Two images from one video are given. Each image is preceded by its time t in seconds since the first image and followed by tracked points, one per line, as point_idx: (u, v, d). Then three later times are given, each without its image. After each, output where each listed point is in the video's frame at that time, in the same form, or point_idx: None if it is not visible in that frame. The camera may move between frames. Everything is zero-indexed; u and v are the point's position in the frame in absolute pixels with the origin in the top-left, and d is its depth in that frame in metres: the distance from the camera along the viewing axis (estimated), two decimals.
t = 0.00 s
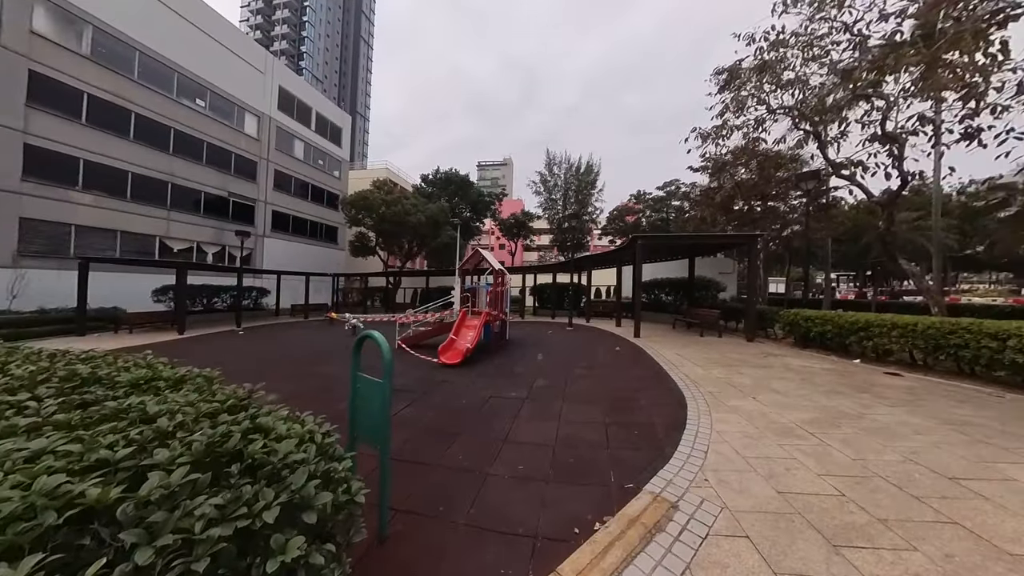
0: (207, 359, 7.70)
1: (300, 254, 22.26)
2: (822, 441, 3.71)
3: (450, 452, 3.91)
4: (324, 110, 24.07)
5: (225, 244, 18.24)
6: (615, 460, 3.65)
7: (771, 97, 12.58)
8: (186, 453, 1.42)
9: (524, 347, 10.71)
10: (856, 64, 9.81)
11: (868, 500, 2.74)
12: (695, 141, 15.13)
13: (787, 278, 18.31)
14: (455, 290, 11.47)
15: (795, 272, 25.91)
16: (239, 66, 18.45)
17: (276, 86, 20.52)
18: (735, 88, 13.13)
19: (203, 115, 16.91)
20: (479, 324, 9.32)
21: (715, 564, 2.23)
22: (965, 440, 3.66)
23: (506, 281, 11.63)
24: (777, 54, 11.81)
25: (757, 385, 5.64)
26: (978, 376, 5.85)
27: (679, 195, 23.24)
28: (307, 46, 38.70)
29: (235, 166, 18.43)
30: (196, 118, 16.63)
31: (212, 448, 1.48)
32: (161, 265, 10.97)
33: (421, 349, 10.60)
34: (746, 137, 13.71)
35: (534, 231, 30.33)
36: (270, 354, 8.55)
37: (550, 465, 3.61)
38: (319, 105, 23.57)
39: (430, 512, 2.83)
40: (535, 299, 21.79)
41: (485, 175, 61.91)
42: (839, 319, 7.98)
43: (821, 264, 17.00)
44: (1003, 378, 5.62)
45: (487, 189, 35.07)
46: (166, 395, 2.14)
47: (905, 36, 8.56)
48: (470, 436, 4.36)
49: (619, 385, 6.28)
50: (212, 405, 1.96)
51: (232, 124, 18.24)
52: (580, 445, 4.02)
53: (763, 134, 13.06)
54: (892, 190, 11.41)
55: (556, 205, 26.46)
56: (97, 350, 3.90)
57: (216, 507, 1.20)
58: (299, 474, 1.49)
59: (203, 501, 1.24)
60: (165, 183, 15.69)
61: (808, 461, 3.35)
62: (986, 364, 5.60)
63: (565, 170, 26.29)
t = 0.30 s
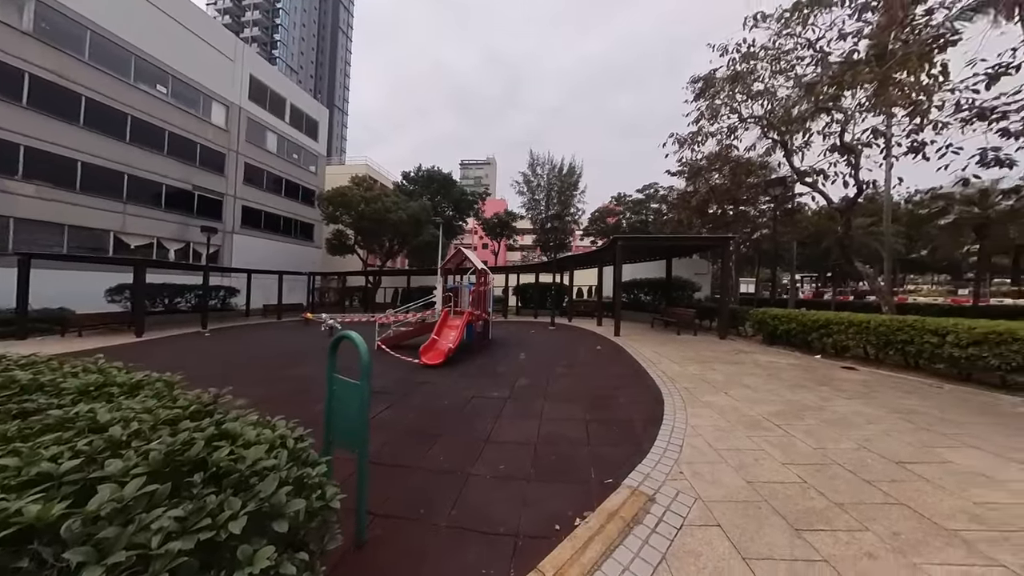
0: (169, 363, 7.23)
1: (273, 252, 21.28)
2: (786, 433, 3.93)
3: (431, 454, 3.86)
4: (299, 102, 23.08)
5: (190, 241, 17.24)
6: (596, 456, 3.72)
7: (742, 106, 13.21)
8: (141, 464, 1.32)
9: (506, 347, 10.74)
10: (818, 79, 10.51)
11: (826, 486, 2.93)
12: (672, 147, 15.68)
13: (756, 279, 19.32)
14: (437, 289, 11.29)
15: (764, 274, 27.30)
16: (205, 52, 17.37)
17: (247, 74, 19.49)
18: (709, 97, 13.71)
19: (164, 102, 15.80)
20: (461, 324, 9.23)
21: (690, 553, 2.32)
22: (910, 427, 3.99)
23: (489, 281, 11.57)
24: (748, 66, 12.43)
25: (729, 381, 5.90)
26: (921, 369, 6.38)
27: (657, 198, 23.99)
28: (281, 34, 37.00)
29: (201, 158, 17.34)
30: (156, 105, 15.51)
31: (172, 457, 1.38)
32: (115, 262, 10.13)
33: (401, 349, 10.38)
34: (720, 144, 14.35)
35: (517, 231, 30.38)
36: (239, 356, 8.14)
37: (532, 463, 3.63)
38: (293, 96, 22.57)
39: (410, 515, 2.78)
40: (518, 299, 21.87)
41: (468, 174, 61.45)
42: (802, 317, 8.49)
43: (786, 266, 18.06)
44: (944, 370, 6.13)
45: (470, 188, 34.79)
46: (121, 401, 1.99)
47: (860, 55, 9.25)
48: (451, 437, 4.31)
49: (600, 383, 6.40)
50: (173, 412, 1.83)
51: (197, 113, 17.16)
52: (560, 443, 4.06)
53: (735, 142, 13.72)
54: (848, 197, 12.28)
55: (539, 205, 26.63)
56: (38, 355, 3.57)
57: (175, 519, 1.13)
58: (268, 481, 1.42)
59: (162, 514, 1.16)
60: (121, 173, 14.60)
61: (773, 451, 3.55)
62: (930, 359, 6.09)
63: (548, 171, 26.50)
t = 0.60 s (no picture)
0: (90, 372, 6.35)
1: (224, 248, 19.54)
2: (739, 421, 4.24)
3: (399, 458, 3.73)
4: (254, 86, 21.35)
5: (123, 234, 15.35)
6: (567, 452, 3.79)
7: (702, 118, 14.10)
8: (51, 487, 1.15)
9: (479, 346, 10.65)
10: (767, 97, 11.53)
11: (774, 469, 3.19)
12: (639, 153, 16.41)
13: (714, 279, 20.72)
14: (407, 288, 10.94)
15: (720, 275, 29.34)
16: (143, 24, 15.63)
17: (193, 51, 17.71)
18: (673, 107, 14.49)
19: (88, 76, 13.96)
20: (432, 325, 9.00)
21: (654, 540, 2.43)
22: (841, 412, 4.46)
23: (461, 280, 11.39)
24: (707, 80, 13.30)
25: (689, 375, 6.27)
26: (849, 360, 7.16)
27: (625, 202, 24.96)
28: (234, 11, 33.98)
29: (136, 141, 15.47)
30: (78, 79, 13.65)
31: (92, 475, 1.21)
32: (25, 257, 8.81)
33: (368, 351, 9.93)
34: (682, 152, 15.24)
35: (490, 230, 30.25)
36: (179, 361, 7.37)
37: (503, 462, 3.64)
38: (247, 79, 20.82)
39: (377, 523, 2.67)
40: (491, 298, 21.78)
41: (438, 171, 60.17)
42: (752, 315, 9.23)
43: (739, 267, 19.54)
44: (867, 360, 6.91)
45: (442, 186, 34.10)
46: (27, 417, 1.71)
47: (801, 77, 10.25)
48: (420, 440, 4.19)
49: (570, 380, 6.53)
50: (97, 425, 1.62)
51: (132, 91, 15.33)
52: (531, 441, 4.10)
53: (695, 151, 14.67)
54: (791, 206, 13.53)
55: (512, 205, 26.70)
56: None
57: (94, 548, 0.99)
58: (212, 496, 1.29)
59: (79, 543, 1.00)
60: (34, 155, 12.74)
61: (727, 438, 3.82)
62: (856, 350, 6.84)
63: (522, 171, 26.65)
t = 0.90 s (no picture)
0: None
1: (158, 241, 17.46)
2: (692, 411, 4.54)
3: (358, 465, 3.54)
4: (195, 63, 19.23)
5: (26, 223, 13.29)
6: (533, 448, 3.84)
7: (663, 127, 14.95)
8: None
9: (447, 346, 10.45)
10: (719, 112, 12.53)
11: (720, 453, 3.45)
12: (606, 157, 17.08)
13: (672, 280, 22.08)
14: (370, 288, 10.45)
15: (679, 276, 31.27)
16: None
17: (119, 18, 15.59)
18: (636, 115, 15.24)
19: None
20: (398, 325, 8.67)
21: (614, 527, 2.53)
22: (778, 399, 4.94)
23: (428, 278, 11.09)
24: (667, 91, 14.14)
25: (649, 369, 6.62)
26: (786, 353, 7.92)
27: (592, 204, 25.78)
28: None
29: (43, 116, 13.30)
30: None
31: None
32: None
33: (328, 353, 9.37)
34: (644, 158, 16.08)
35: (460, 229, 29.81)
36: (98, 370, 6.45)
37: (470, 462, 3.59)
38: (187, 53, 18.70)
39: (332, 535, 2.50)
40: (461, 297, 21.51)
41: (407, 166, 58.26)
42: (705, 313, 9.94)
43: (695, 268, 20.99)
44: (799, 352, 7.69)
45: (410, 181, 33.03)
46: None
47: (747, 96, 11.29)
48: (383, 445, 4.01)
49: (538, 378, 6.61)
50: None
51: (39, 57, 13.16)
52: (498, 440, 4.09)
53: (656, 158, 15.55)
54: (739, 213, 14.75)
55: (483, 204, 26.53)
56: None
57: None
58: (125, 522, 1.13)
59: None
60: None
61: (681, 427, 4.07)
62: (790, 343, 7.59)
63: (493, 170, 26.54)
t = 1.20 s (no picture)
0: None
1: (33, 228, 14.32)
2: (633, 401, 4.83)
3: (286, 480, 3.20)
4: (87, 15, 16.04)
5: None
6: (481, 447, 3.79)
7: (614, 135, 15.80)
8: None
9: (399, 346, 9.98)
10: (663, 125, 13.62)
11: (655, 439, 3.71)
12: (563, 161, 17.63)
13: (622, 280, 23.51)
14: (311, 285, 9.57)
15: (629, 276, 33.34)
16: None
17: None
18: (591, 122, 15.92)
19: None
20: (342, 325, 8.08)
21: (555, 518, 2.58)
22: (707, 386, 5.46)
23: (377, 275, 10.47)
24: (617, 101, 14.96)
25: (598, 363, 6.94)
26: (715, 345, 8.79)
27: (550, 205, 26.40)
28: None
29: None
30: None
31: None
32: None
33: (260, 357, 8.43)
34: (598, 163, 16.87)
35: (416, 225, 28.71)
36: None
37: (414, 466, 3.44)
38: (75, 0, 15.42)
39: (245, 562, 2.21)
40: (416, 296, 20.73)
41: (359, 157, 54.58)
42: (649, 310, 10.70)
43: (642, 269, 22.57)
44: (726, 344, 8.58)
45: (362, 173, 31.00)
46: None
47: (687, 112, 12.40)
48: (317, 456, 3.68)
49: (491, 376, 6.57)
50: None
51: None
52: (446, 441, 3.97)
53: (608, 164, 16.43)
54: (679, 219, 16.13)
55: (441, 200, 25.83)
56: None
57: None
58: None
59: None
60: None
61: (623, 417, 4.31)
62: (719, 336, 8.44)
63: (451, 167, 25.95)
